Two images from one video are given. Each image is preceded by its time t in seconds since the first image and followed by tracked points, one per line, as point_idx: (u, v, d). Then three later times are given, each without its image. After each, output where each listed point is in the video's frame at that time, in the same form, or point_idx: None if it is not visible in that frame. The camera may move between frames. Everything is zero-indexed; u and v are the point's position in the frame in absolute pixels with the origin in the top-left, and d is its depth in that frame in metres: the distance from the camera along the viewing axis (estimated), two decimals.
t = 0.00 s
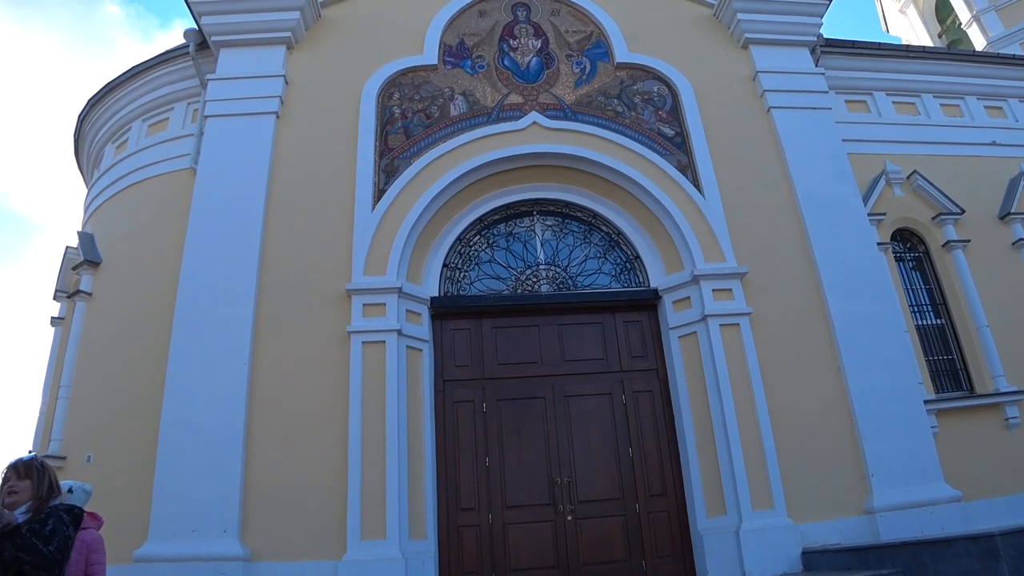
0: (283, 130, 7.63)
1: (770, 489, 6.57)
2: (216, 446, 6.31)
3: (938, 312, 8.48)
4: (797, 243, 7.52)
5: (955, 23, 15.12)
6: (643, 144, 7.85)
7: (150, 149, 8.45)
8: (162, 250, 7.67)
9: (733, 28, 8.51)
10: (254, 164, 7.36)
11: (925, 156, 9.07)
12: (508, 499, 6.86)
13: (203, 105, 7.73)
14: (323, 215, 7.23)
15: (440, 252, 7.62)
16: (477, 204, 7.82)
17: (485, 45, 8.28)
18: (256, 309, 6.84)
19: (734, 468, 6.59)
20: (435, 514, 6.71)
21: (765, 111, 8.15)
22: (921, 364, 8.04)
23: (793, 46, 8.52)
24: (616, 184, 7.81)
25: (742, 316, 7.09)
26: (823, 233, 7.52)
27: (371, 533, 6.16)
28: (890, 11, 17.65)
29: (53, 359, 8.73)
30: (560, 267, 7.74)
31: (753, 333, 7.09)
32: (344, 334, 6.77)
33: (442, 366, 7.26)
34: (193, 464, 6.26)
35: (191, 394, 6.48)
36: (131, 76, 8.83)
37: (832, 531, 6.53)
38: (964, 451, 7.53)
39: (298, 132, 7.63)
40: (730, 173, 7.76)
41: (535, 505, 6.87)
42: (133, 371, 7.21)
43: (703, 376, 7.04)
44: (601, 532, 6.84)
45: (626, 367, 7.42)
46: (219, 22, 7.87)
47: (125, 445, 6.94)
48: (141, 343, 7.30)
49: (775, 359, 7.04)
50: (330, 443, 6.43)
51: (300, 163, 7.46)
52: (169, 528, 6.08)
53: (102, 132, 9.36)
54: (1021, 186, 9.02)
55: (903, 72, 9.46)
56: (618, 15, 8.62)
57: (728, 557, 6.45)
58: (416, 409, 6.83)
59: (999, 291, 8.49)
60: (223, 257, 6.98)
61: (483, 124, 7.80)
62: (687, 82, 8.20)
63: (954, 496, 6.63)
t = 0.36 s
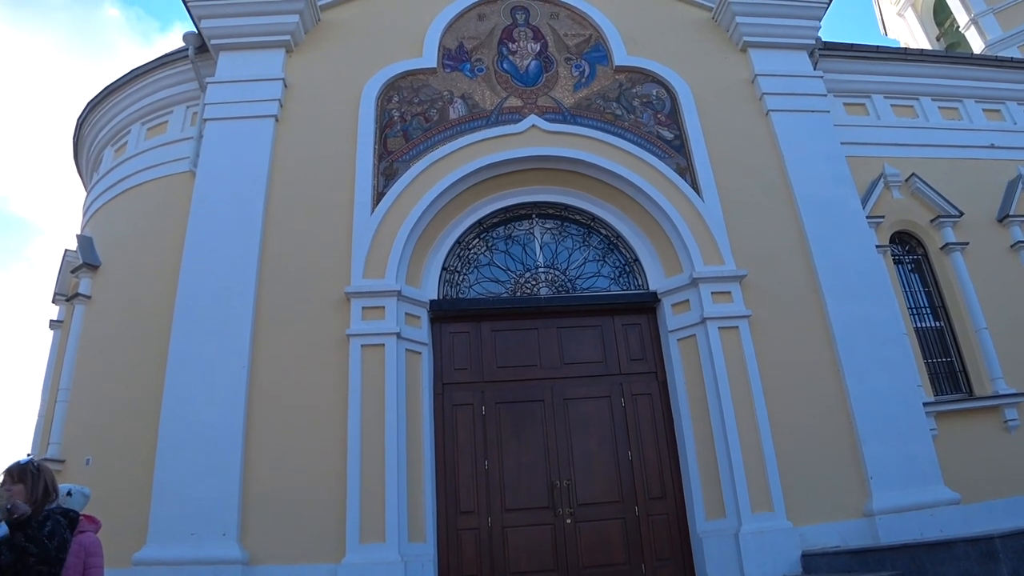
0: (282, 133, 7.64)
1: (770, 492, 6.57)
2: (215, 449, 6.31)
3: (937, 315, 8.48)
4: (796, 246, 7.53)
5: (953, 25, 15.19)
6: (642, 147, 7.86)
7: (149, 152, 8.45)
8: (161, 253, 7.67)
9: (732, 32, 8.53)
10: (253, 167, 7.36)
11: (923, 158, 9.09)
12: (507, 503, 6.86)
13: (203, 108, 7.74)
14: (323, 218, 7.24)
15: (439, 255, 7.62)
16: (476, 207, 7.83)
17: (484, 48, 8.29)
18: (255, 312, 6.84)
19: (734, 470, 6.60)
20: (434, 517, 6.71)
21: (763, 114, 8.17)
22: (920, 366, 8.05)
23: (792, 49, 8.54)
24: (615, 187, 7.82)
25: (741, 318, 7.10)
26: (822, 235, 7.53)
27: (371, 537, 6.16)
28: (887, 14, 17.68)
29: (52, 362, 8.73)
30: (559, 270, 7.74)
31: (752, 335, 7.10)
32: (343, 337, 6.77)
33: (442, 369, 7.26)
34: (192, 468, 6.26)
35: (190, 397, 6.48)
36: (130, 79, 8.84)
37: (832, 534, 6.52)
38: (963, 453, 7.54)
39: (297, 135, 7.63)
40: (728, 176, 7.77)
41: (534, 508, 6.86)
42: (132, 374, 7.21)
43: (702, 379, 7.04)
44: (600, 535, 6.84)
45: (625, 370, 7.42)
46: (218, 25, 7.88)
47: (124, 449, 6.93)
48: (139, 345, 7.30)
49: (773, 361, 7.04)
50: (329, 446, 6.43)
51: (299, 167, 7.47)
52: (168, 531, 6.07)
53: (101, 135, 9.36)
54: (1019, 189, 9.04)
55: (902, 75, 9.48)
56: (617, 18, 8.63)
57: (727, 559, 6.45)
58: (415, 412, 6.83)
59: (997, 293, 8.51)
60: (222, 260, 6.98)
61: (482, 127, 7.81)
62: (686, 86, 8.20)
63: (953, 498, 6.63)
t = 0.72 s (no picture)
0: (282, 134, 7.64)
1: (769, 493, 6.56)
2: (214, 451, 6.30)
3: (936, 317, 8.48)
4: (795, 248, 7.54)
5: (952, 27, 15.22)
6: (642, 149, 7.86)
7: (149, 154, 8.45)
8: (160, 255, 7.67)
9: (731, 33, 8.54)
10: (252, 169, 7.37)
11: (922, 160, 9.09)
12: (506, 504, 6.86)
13: (202, 110, 7.74)
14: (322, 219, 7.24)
15: (438, 256, 7.62)
16: (476, 208, 7.83)
17: (483, 50, 8.30)
18: (255, 313, 6.84)
19: (733, 472, 6.60)
20: (433, 519, 6.70)
21: (762, 116, 8.17)
22: (919, 368, 8.05)
23: (790, 50, 8.55)
24: (614, 188, 7.82)
25: (741, 320, 7.10)
26: (822, 237, 7.54)
27: (370, 538, 6.16)
28: (886, 16, 17.68)
29: (51, 364, 8.73)
30: (558, 272, 7.75)
31: (751, 337, 7.10)
32: (342, 339, 6.77)
33: (441, 371, 7.26)
34: (191, 469, 6.25)
35: (189, 399, 6.47)
36: (129, 80, 8.84)
37: (831, 535, 6.52)
38: (962, 455, 7.54)
39: (297, 136, 7.63)
40: (728, 178, 7.78)
41: (534, 510, 6.86)
42: (131, 376, 7.21)
43: (701, 381, 7.05)
44: (599, 537, 6.83)
45: (624, 372, 7.42)
46: (217, 27, 7.88)
47: (123, 450, 6.93)
48: (139, 347, 7.30)
49: (772, 363, 7.05)
50: (328, 447, 6.43)
51: (298, 168, 7.47)
52: (167, 533, 6.06)
53: (100, 137, 9.36)
54: (1018, 190, 9.05)
55: (901, 77, 9.49)
56: (616, 19, 8.64)
57: (726, 560, 6.45)
58: (415, 413, 6.83)
59: (996, 295, 8.51)
60: (221, 261, 6.98)
61: (481, 128, 7.82)
62: (685, 87, 8.21)
63: (952, 500, 6.64)
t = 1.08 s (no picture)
0: (280, 135, 7.63)
1: (768, 493, 6.57)
2: (213, 452, 6.30)
3: (934, 316, 8.49)
4: (794, 248, 7.54)
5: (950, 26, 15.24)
6: (640, 149, 7.86)
7: (147, 154, 8.44)
8: (159, 255, 7.67)
9: (729, 34, 8.54)
10: (250, 169, 7.36)
11: (920, 161, 9.10)
12: (505, 505, 6.86)
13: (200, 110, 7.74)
14: (321, 220, 7.24)
15: (437, 257, 7.62)
16: (474, 209, 7.83)
17: (481, 50, 8.30)
18: (253, 313, 6.84)
19: (731, 472, 6.60)
20: (432, 520, 6.70)
21: (761, 116, 8.18)
22: (917, 368, 8.06)
23: (788, 51, 8.55)
24: (612, 189, 7.82)
25: (739, 320, 7.10)
26: (820, 237, 7.54)
27: (369, 539, 6.15)
28: (884, 16, 17.69)
29: (49, 365, 8.72)
30: (556, 272, 7.75)
31: (750, 337, 7.10)
32: (340, 339, 6.77)
33: (439, 371, 7.26)
34: (189, 470, 6.25)
35: (188, 400, 6.47)
36: (127, 81, 8.83)
37: (830, 535, 6.52)
38: (961, 454, 7.55)
39: (295, 137, 7.63)
40: (726, 178, 7.78)
41: (532, 510, 6.86)
42: (130, 376, 7.20)
43: (700, 381, 7.05)
44: (598, 537, 6.83)
45: (622, 372, 7.42)
46: (215, 27, 7.88)
47: (122, 451, 6.92)
48: (137, 348, 7.29)
49: (770, 363, 7.05)
50: (327, 448, 6.42)
51: (296, 169, 7.47)
52: (165, 533, 6.06)
53: (98, 138, 9.35)
54: (1016, 190, 9.07)
55: (899, 77, 9.50)
56: (615, 20, 8.65)
57: (725, 560, 6.46)
58: (413, 414, 6.83)
59: (994, 295, 8.52)
60: (219, 262, 6.98)
61: (480, 129, 7.82)
62: (683, 88, 8.21)
63: (951, 499, 6.64)
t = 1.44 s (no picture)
0: (276, 135, 7.63)
1: (766, 491, 6.57)
2: (209, 452, 6.29)
3: (931, 314, 8.50)
4: (790, 246, 7.55)
5: (947, 24, 15.32)
6: (637, 148, 7.87)
7: (144, 155, 8.43)
8: (155, 255, 7.66)
9: (726, 32, 8.55)
10: (246, 169, 7.36)
11: (917, 158, 9.11)
12: (503, 504, 6.86)
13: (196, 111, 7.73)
14: (318, 219, 7.23)
15: (434, 256, 7.62)
16: (471, 208, 7.83)
17: (478, 49, 8.29)
18: (250, 313, 6.83)
19: (729, 470, 6.60)
20: (430, 519, 6.70)
21: (757, 114, 8.19)
22: (915, 365, 8.07)
23: (785, 49, 8.56)
24: (609, 188, 7.82)
25: (736, 318, 7.11)
26: (817, 235, 7.55)
27: (367, 538, 6.15)
28: (881, 14, 17.72)
29: (46, 366, 8.72)
30: (554, 271, 7.75)
31: (747, 336, 7.11)
32: (337, 339, 6.76)
33: (437, 371, 7.26)
34: (187, 471, 6.24)
35: (184, 400, 6.47)
36: (123, 81, 8.82)
37: (828, 532, 6.53)
38: (958, 451, 7.56)
39: (292, 137, 7.62)
40: (722, 177, 7.78)
41: (530, 509, 6.87)
42: (126, 377, 7.19)
43: (697, 379, 7.05)
44: (596, 536, 6.84)
45: (620, 371, 7.43)
46: (212, 27, 7.87)
47: (119, 451, 6.92)
48: (134, 348, 7.29)
49: (767, 361, 7.05)
50: (325, 447, 6.42)
51: (292, 169, 7.46)
52: (163, 534, 6.05)
53: (94, 138, 9.33)
54: (1012, 188, 9.08)
55: (895, 75, 9.51)
56: (611, 18, 8.64)
57: (724, 558, 6.46)
58: (411, 413, 6.83)
59: (991, 292, 8.54)
60: (216, 262, 6.97)
61: (476, 128, 7.82)
62: (680, 86, 8.22)
63: (949, 496, 6.65)
